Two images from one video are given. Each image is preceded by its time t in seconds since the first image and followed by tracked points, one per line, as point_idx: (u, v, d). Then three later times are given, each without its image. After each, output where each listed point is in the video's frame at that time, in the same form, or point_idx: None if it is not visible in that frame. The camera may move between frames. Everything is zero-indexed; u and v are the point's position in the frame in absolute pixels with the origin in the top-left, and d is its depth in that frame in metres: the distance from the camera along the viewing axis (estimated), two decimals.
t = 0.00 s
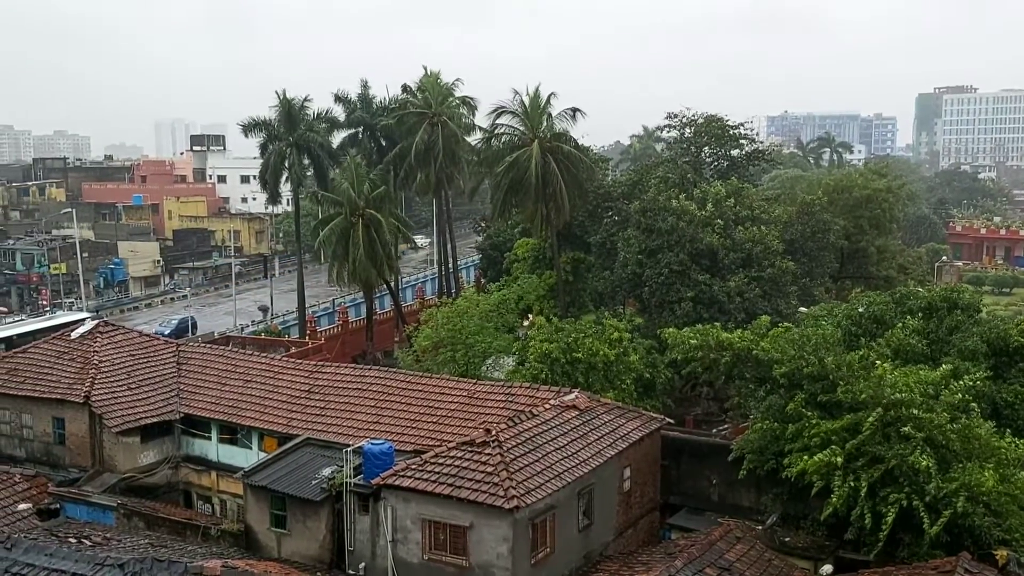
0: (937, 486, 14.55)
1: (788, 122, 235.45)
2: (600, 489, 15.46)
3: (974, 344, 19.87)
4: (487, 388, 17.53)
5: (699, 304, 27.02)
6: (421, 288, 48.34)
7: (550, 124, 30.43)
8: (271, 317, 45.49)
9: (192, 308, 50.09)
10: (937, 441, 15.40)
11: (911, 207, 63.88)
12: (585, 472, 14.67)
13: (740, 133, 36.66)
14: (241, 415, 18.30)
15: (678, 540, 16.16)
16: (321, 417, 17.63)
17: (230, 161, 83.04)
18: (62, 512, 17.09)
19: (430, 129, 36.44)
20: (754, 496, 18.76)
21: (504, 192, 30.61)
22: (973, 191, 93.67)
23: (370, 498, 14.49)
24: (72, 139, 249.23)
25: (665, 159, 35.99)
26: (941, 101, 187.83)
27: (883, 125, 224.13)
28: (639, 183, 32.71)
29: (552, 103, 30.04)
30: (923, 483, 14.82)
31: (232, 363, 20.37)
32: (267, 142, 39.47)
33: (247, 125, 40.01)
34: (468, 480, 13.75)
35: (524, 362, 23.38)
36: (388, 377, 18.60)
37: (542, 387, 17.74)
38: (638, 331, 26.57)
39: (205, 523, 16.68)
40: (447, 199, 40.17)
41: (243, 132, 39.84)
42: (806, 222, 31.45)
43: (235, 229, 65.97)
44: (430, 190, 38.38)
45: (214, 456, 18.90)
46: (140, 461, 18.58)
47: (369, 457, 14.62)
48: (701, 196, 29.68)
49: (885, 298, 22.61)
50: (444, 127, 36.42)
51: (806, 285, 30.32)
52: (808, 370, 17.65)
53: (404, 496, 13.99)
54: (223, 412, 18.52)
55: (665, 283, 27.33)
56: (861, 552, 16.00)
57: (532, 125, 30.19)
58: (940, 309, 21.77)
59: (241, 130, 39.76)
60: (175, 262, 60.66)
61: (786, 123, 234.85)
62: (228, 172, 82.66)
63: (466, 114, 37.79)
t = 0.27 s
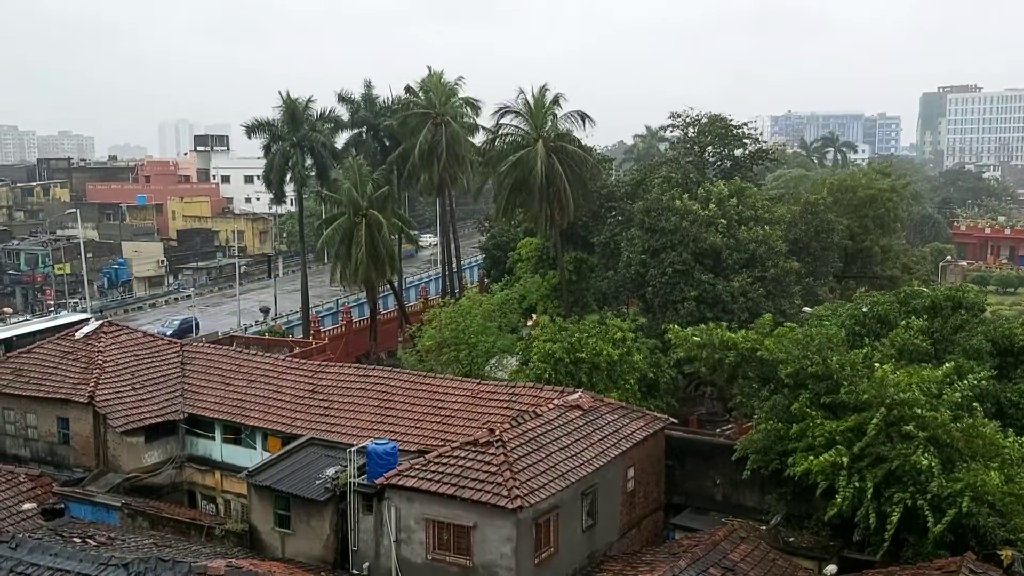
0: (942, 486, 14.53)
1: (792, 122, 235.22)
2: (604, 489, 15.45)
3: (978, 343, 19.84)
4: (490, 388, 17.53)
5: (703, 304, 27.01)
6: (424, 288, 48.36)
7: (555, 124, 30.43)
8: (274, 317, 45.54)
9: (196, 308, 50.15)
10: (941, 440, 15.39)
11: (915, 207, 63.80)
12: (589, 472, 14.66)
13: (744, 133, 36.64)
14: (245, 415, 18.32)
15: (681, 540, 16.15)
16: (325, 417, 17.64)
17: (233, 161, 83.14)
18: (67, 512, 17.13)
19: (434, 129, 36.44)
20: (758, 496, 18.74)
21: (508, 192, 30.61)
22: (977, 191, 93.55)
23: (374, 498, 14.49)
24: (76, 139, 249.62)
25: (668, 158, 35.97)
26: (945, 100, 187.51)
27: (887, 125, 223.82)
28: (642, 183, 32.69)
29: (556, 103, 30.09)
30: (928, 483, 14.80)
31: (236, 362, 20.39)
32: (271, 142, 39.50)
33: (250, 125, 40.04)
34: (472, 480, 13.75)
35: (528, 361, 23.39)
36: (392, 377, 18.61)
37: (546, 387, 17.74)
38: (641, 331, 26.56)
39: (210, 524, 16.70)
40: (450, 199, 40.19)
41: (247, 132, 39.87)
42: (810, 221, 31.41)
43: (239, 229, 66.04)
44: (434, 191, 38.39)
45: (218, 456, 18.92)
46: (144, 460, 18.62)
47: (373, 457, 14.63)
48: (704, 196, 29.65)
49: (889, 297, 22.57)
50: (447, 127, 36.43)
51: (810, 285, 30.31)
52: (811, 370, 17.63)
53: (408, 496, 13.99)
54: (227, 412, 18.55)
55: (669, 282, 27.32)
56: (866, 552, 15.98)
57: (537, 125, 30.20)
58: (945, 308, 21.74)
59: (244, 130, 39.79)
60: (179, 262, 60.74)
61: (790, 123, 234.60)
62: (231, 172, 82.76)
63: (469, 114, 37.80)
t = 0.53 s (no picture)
0: (943, 485, 14.53)
1: (792, 121, 235.25)
2: (605, 489, 15.45)
3: (979, 341, 19.85)
4: (491, 388, 17.53)
5: (704, 303, 26.99)
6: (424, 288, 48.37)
7: (556, 123, 30.42)
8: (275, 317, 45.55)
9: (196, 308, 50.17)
10: (942, 439, 15.40)
11: (916, 206, 63.79)
12: (589, 472, 14.66)
13: (744, 132, 36.64)
14: (245, 415, 18.33)
15: (682, 540, 16.16)
16: (325, 417, 17.64)
17: (234, 161, 83.16)
18: (68, 512, 17.13)
19: (434, 129, 36.44)
20: (759, 496, 18.75)
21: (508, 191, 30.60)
22: (977, 189, 93.57)
23: (375, 498, 14.51)
24: (77, 139, 249.63)
25: (669, 158, 35.96)
26: (945, 98, 187.48)
27: (887, 124, 223.86)
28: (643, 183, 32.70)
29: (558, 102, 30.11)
30: (929, 483, 14.80)
31: (236, 363, 20.40)
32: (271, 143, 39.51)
33: (251, 126, 40.05)
34: (473, 480, 13.75)
35: (529, 361, 23.38)
36: (392, 377, 18.61)
37: (547, 386, 17.73)
38: (642, 331, 26.56)
39: (211, 523, 16.70)
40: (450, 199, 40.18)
41: (247, 133, 39.87)
42: (811, 220, 31.41)
43: (239, 229, 66.06)
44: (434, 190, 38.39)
45: (219, 456, 18.92)
46: (145, 460, 18.64)
47: (374, 457, 14.65)
48: (704, 195, 29.65)
49: (890, 296, 22.57)
50: (448, 127, 36.42)
51: (811, 285, 30.32)
52: (812, 369, 17.63)
53: (409, 496, 14.00)
54: (228, 412, 18.56)
55: (670, 282, 27.31)
56: (867, 551, 15.98)
57: (538, 124, 30.20)
58: (945, 307, 21.74)
59: (245, 131, 39.79)
60: (179, 262, 60.78)
61: (790, 122, 234.68)
62: (231, 172, 82.79)
63: (470, 114, 37.78)
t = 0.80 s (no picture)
0: (943, 485, 14.53)
1: (792, 120, 235.29)
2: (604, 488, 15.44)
3: (978, 340, 19.85)
4: (491, 388, 17.52)
5: (703, 302, 26.99)
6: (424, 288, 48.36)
7: (557, 122, 30.41)
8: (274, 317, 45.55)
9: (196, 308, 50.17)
10: (943, 439, 15.40)
11: (916, 204, 63.78)
12: (589, 471, 14.66)
13: (743, 132, 36.65)
14: (245, 415, 18.33)
15: (683, 539, 16.16)
16: (325, 417, 17.64)
17: (233, 161, 83.17)
18: (68, 512, 17.13)
19: (434, 128, 36.43)
20: (759, 495, 18.75)
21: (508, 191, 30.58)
22: (977, 188, 93.60)
23: (375, 497, 14.50)
24: (76, 140, 249.63)
25: (668, 157, 35.94)
26: (945, 97, 187.51)
27: (887, 123, 223.90)
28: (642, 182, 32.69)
29: (559, 102, 30.10)
30: (929, 482, 14.80)
31: (236, 362, 20.39)
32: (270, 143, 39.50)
33: (250, 126, 40.04)
34: (473, 480, 13.75)
35: (528, 361, 23.38)
36: (392, 377, 18.60)
37: (547, 386, 17.73)
38: (642, 330, 26.57)
39: (210, 523, 16.69)
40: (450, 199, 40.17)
41: (247, 133, 39.86)
42: (810, 220, 31.42)
43: (239, 229, 66.05)
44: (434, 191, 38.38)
45: (218, 456, 18.91)
46: (145, 461, 18.63)
47: (374, 457, 14.65)
48: (704, 195, 29.66)
49: (889, 295, 22.57)
50: (448, 126, 36.41)
51: (810, 284, 30.32)
52: (811, 369, 17.62)
53: (409, 495, 14.00)
54: (227, 412, 18.55)
55: (670, 281, 27.31)
56: (867, 550, 15.99)
57: (539, 124, 30.18)
58: (945, 306, 21.74)
59: (244, 131, 39.79)
60: (179, 262, 60.78)
61: (789, 121, 234.72)
62: (231, 172, 82.78)
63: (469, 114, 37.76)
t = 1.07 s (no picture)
0: (942, 484, 14.54)
1: (789, 120, 235.44)
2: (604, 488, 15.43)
3: (976, 339, 19.87)
4: (490, 388, 17.52)
5: (702, 302, 26.98)
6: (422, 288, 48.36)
7: (557, 123, 30.40)
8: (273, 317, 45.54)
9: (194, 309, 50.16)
10: (942, 438, 15.41)
11: (914, 203, 63.81)
12: (588, 472, 14.65)
13: (741, 132, 36.66)
14: (243, 415, 18.31)
15: (682, 539, 16.15)
16: (324, 417, 17.64)
17: (232, 161, 83.14)
18: (67, 513, 17.07)
19: (433, 129, 36.42)
20: (758, 494, 18.75)
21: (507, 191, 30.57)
22: (975, 188, 93.70)
23: (374, 498, 14.49)
24: (74, 141, 249.73)
25: (667, 157, 35.95)
26: (942, 97, 187.67)
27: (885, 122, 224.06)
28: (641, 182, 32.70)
29: (558, 102, 30.11)
30: (928, 482, 14.80)
31: (234, 363, 20.39)
32: (269, 144, 39.48)
33: (248, 127, 40.02)
34: (472, 480, 13.74)
35: (527, 361, 23.38)
36: (391, 378, 18.60)
37: (546, 386, 17.72)
38: (640, 330, 26.57)
39: (209, 524, 16.67)
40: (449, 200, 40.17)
41: (244, 134, 39.87)
42: (808, 220, 31.43)
43: (237, 229, 66.02)
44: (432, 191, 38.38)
45: (217, 457, 18.90)
46: (144, 462, 18.60)
47: (372, 458, 14.64)
48: (702, 195, 29.68)
49: (887, 294, 22.58)
50: (446, 126, 36.41)
51: (809, 284, 30.33)
52: (809, 369, 17.61)
53: (408, 496, 13.99)
54: (226, 413, 18.54)
55: (670, 281, 27.32)
56: (866, 550, 16.00)
57: (538, 124, 30.17)
58: (942, 305, 21.75)
59: (242, 132, 39.77)
60: (177, 263, 60.76)
61: (788, 121, 234.88)
62: (229, 173, 82.75)
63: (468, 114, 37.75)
